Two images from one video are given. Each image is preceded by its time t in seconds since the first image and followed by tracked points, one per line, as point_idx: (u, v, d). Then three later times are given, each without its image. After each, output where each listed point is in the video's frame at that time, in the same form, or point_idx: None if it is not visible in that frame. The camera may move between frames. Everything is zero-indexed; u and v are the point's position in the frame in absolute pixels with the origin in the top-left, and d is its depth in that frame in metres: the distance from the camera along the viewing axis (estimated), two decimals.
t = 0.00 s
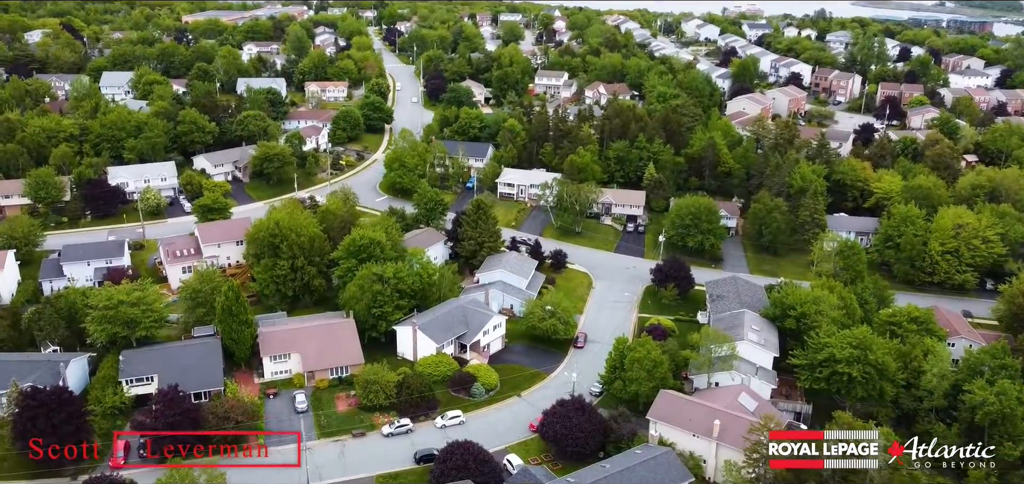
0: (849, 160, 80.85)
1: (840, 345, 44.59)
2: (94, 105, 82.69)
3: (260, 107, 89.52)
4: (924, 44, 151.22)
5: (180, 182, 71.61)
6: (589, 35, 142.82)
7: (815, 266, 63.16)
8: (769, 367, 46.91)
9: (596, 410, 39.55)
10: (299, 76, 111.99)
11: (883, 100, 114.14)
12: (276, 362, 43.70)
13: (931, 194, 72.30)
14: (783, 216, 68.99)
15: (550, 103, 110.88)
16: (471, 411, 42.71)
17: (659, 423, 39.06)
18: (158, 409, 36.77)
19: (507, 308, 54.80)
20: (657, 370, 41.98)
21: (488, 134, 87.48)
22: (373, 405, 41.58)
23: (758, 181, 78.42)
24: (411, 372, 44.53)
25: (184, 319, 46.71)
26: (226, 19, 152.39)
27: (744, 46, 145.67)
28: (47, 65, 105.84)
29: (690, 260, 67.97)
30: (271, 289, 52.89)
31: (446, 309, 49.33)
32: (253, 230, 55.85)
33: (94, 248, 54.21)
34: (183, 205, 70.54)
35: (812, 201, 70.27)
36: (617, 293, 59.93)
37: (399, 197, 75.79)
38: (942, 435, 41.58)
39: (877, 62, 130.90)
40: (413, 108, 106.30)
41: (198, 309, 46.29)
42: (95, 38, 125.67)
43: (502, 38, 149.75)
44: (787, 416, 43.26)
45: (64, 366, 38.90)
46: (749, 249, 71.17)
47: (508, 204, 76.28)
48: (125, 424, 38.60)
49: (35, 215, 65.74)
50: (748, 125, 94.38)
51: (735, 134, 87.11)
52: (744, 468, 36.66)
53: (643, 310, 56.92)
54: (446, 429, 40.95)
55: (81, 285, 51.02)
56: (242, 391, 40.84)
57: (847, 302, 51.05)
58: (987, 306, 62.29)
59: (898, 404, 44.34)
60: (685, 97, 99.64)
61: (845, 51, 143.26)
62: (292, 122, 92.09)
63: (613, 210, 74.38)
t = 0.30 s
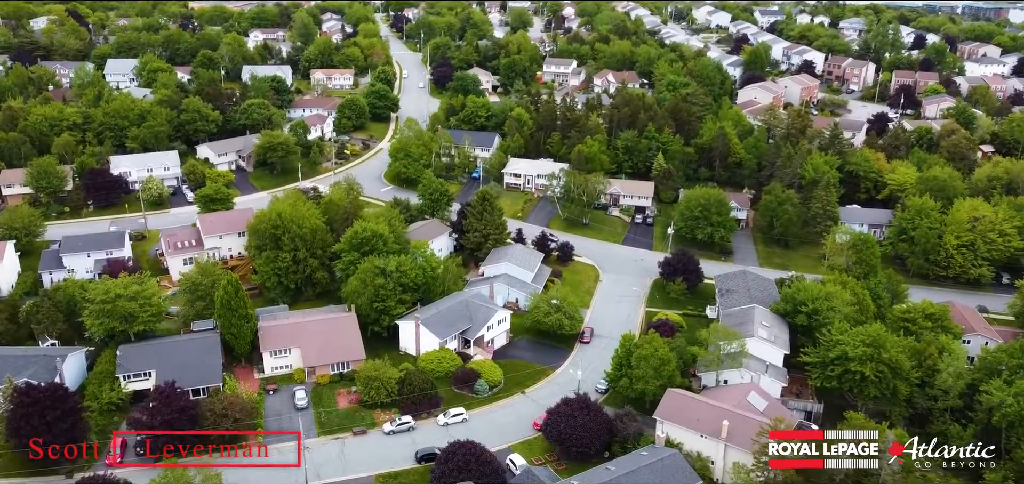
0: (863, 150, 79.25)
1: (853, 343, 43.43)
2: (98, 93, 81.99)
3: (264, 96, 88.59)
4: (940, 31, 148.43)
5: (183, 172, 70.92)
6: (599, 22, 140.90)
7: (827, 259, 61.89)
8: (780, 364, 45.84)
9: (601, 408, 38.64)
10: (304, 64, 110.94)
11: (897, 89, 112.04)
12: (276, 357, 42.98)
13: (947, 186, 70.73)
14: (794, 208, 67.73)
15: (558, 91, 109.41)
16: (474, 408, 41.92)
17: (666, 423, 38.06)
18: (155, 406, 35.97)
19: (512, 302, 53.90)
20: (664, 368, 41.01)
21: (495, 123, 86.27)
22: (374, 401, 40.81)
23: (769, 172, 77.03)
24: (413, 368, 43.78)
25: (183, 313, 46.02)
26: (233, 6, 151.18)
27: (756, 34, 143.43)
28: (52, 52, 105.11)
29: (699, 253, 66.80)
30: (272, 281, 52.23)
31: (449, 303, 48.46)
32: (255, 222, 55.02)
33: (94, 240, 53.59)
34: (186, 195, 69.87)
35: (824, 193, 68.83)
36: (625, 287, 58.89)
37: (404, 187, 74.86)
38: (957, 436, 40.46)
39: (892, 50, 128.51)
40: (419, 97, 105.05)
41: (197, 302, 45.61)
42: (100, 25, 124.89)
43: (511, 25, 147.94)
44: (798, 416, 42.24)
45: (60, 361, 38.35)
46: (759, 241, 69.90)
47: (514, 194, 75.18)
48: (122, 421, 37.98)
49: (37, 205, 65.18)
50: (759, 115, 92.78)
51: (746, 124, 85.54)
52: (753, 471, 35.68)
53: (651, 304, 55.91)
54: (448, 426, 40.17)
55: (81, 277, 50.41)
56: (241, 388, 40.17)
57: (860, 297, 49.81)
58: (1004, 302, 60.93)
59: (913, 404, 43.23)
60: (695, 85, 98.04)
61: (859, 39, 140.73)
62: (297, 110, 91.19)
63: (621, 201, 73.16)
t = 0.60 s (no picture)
0: (876, 141, 77.63)
1: (866, 342, 42.30)
2: (100, 81, 81.25)
3: (268, 84, 87.62)
4: (955, 18, 145.60)
5: (185, 161, 70.19)
6: (608, 9, 138.89)
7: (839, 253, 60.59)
8: (790, 362, 44.79)
9: (606, 408, 37.73)
10: (310, 51, 109.80)
11: (911, 77, 109.89)
12: (275, 352, 42.26)
13: (962, 178, 69.12)
14: (806, 200, 66.39)
15: (565, 80, 107.92)
16: (477, 406, 41.12)
17: (673, 423, 37.13)
18: (151, 404, 35.18)
19: (516, 296, 53.00)
20: (671, 367, 40.04)
21: (501, 112, 85.01)
22: (374, 398, 40.07)
23: (780, 162, 75.64)
24: (414, 364, 42.99)
25: (182, 307, 45.32)
26: None
27: (768, 21, 141.10)
28: (56, 39, 104.27)
29: (708, 246, 65.63)
30: (273, 274, 51.55)
31: (452, 297, 47.56)
32: (256, 213, 54.20)
33: (93, 231, 52.92)
34: (188, 185, 69.19)
35: (837, 185, 67.40)
36: (632, 280, 57.84)
37: (409, 177, 73.90)
38: (972, 439, 39.34)
39: (906, 37, 126.05)
40: (425, 85, 103.78)
41: (196, 296, 44.88)
42: (105, 12, 123.98)
43: (518, 12, 146.04)
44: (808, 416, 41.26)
45: (56, 357, 37.76)
46: (769, 234, 68.64)
47: (520, 185, 74.06)
48: (118, 418, 37.36)
49: (38, 194, 64.59)
50: (771, 104, 91.15)
51: (757, 113, 83.91)
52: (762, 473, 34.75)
53: (658, 299, 54.87)
54: (450, 425, 39.39)
55: (79, 270, 49.78)
56: (239, 384, 39.48)
57: (873, 293, 48.57)
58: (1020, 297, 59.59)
59: (927, 404, 42.14)
60: (705, 74, 96.38)
61: (873, 26, 138.24)
62: (301, 99, 90.23)
63: (629, 192, 71.96)
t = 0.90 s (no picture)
0: (890, 131, 75.98)
1: (878, 340, 41.18)
2: (103, 69, 80.46)
3: (272, 72, 86.62)
4: (972, 6, 142.59)
5: (188, 150, 69.43)
6: None
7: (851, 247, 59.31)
8: (800, 360, 43.69)
9: (611, 408, 36.80)
10: (315, 39, 108.63)
11: (926, 66, 107.71)
12: (274, 348, 41.51)
13: (978, 170, 67.44)
14: (817, 192, 65.04)
15: (573, 68, 106.37)
16: (479, 404, 40.30)
17: (680, 425, 36.13)
18: (146, 401, 34.51)
19: (521, 290, 52.08)
20: (677, 365, 39.09)
21: (508, 101, 83.69)
22: (374, 396, 39.29)
23: (791, 153, 74.21)
24: (416, 361, 42.17)
25: (180, 301, 44.58)
26: None
27: (780, 8, 138.74)
28: (60, 26, 103.40)
29: (717, 239, 64.45)
30: (274, 267, 50.86)
31: (454, 292, 46.65)
32: (257, 205, 53.34)
33: (92, 222, 52.24)
34: (191, 174, 68.47)
35: (849, 177, 65.93)
36: (639, 274, 56.79)
37: (413, 166, 72.91)
38: (988, 442, 38.21)
39: (921, 25, 123.53)
40: (431, 73, 102.48)
41: (195, 289, 44.15)
42: None
43: None
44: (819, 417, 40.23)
45: (51, 352, 37.13)
46: (780, 227, 67.37)
47: (527, 175, 72.97)
48: (114, 415, 36.70)
49: (39, 184, 63.99)
50: (782, 94, 89.48)
51: (768, 103, 82.33)
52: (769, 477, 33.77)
53: (665, 293, 53.83)
54: (451, 424, 38.56)
55: (78, 262, 49.11)
56: (236, 381, 38.77)
57: (887, 289, 47.33)
58: None
59: (941, 404, 41.09)
60: (716, 62, 94.70)
61: (887, 14, 135.61)
62: (306, 87, 89.27)
63: (637, 183, 70.73)
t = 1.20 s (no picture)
0: (904, 122, 74.36)
1: (891, 340, 40.06)
2: (105, 56, 79.68)
3: (276, 60, 85.61)
4: None
5: (190, 140, 68.69)
6: None
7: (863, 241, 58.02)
8: (810, 360, 42.65)
9: (616, 409, 35.91)
10: (320, 26, 107.44)
11: (941, 55, 105.54)
12: (273, 344, 40.75)
13: (994, 163, 65.80)
14: (829, 184, 63.71)
15: (581, 56, 104.86)
16: (480, 403, 39.51)
17: (686, 426, 35.13)
18: (140, 400, 33.87)
19: (525, 285, 51.14)
20: (684, 365, 38.10)
21: (514, 90, 82.41)
22: (374, 394, 38.50)
23: (803, 145, 72.80)
24: (416, 358, 41.39)
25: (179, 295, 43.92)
26: None
27: None
28: (64, 13, 102.53)
29: (725, 232, 63.26)
30: (275, 260, 50.10)
31: (457, 287, 45.75)
32: (257, 197, 52.50)
33: (91, 213, 51.59)
34: (193, 164, 67.76)
35: (862, 169, 64.46)
36: (646, 269, 55.74)
37: (418, 157, 71.94)
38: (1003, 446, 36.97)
39: (936, 13, 121.07)
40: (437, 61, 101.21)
41: (193, 283, 43.42)
42: None
43: None
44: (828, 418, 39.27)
45: (45, 349, 36.49)
46: (790, 220, 66.12)
47: (532, 166, 71.87)
48: (109, 412, 36.12)
49: (40, 174, 63.37)
50: (794, 83, 87.81)
51: (779, 93, 80.75)
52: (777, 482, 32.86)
53: (673, 289, 52.78)
54: (452, 423, 37.78)
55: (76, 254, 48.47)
56: (233, 379, 38.07)
57: (900, 287, 46.08)
58: None
59: (954, 406, 40.08)
60: (726, 51, 93.02)
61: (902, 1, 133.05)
62: (310, 76, 88.31)
63: (645, 175, 69.47)
